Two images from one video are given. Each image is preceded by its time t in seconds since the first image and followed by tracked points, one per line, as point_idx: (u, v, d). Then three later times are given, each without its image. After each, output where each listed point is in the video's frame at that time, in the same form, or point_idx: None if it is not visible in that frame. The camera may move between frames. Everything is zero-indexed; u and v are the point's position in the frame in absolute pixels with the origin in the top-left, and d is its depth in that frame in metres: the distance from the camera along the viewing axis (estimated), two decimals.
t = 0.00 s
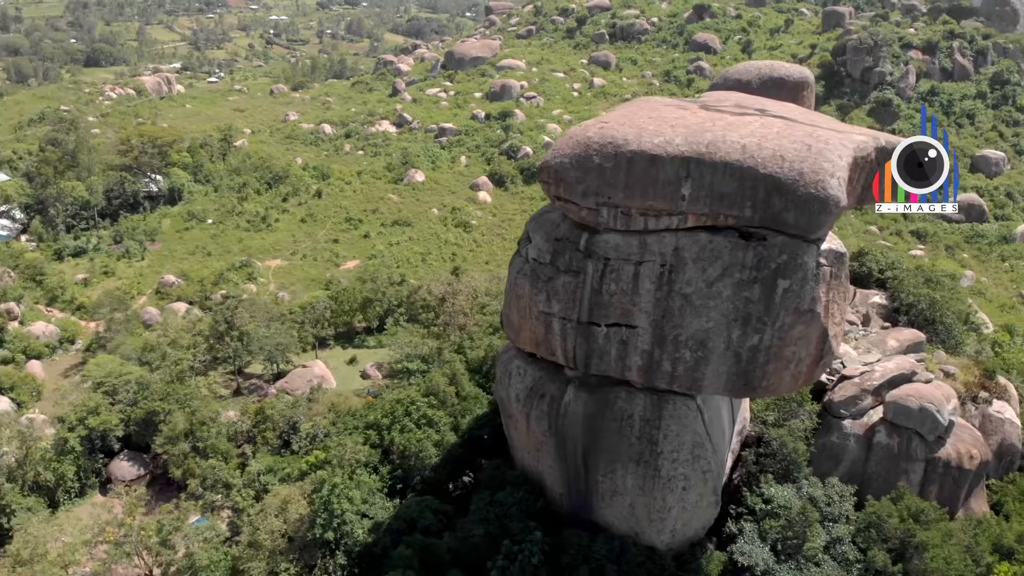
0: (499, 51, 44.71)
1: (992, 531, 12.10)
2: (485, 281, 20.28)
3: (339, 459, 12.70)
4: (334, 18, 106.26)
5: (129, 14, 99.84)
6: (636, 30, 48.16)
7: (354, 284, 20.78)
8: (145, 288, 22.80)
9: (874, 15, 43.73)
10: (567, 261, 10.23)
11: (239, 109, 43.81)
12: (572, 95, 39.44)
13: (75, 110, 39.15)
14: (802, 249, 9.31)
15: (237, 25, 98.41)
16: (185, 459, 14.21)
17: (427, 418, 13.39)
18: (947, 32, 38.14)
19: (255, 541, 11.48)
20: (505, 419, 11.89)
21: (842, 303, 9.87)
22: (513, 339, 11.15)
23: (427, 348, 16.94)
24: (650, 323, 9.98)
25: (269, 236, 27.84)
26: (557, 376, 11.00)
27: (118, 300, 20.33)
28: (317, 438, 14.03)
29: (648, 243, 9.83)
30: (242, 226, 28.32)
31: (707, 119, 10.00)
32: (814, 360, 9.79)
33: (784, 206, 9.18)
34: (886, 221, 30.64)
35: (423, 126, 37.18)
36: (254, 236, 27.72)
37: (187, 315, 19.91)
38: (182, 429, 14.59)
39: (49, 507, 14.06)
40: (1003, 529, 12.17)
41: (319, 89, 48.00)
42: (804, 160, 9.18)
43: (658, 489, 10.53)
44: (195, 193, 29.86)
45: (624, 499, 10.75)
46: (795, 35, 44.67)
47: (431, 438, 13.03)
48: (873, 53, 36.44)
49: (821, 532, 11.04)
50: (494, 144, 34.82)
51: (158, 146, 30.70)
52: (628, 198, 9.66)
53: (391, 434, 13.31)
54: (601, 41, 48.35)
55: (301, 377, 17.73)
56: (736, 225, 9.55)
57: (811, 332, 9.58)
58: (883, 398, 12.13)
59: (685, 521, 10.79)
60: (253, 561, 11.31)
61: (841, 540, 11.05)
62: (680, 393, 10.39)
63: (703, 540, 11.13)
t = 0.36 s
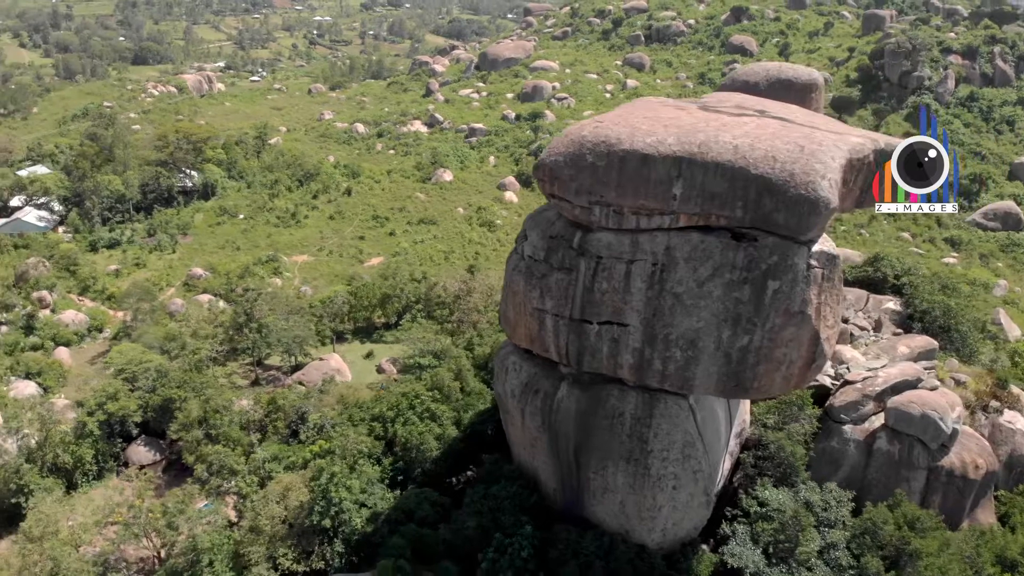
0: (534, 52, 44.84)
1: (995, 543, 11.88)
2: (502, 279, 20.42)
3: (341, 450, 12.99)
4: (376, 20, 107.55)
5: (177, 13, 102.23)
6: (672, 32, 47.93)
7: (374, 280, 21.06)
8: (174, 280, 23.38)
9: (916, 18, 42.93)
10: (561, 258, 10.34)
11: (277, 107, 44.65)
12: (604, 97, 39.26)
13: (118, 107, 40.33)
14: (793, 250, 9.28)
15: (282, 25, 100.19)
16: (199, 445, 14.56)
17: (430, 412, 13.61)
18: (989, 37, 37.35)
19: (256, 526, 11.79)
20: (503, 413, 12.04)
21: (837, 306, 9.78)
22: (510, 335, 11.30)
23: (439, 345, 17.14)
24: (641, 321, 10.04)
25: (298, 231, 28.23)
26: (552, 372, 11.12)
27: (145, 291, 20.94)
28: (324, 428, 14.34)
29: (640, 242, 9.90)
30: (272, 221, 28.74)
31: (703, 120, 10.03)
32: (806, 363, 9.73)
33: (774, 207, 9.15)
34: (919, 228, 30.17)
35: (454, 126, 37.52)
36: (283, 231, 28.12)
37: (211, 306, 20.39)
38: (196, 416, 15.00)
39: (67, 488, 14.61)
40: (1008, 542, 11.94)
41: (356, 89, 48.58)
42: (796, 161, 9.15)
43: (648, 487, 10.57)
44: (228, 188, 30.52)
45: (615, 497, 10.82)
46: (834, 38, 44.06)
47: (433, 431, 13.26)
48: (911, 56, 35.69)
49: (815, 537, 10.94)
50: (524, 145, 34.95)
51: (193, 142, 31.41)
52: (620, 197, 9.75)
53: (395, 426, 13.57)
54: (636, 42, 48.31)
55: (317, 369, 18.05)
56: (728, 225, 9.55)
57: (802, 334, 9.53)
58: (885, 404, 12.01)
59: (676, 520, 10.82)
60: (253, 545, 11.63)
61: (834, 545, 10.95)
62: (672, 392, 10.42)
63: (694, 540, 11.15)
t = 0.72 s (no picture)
0: (556, 53, 44.90)
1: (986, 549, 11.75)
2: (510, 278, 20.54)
3: (336, 442, 13.25)
4: (406, 21, 108.35)
5: (211, 14, 103.95)
6: (697, 33, 47.69)
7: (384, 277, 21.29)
8: (190, 274, 23.81)
9: (945, 20, 42.26)
10: (546, 255, 10.47)
11: (302, 107, 45.24)
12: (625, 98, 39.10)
13: (147, 105, 41.17)
14: (773, 250, 9.30)
15: (313, 26, 101.42)
16: (202, 434, 14.79)
17: (425, 407, 13.81)
18: (1018, 40, 36.72)
19: (249, 514, 12.04)
20: (493, 408, 12.21)
21: (820, 307, 9.76)
22: (499, 331, 11.47)
23: (442, 342, 17.31)
24: (624, 318, 10.12)
25: (314, 229, 28.51)
26: (539, 368, 11.27)
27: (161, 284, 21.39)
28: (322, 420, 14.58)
29: (623, 240, 10.00)
30: (290, 219, 28.96)
31: (689, 119, 10.08)
32: (787, 363, 9.73)
33: (754, 206, 9.18)
34: (939, 232, 29.55)
35: (474, 126, 37.74)
36: (300, 228, 28.44)
37: (223, 299, 20.74)
38: (200, 406, 15.32)
39: (76, 474, 14.96)
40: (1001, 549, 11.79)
41: (380, 89, 48.97)
42: (776, 161, 9.17)
43: (630, 484, 10.65)
44: (249, 185, 30.99)
45: (599, 493, 10.92)
46: (861, 41, 43.56)
47: (427, 426, 13.46)
48: (937, 60, 35.11)
49: (800, 538, 10.91)
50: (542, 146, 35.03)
51: (214, 139, 31.95)
52: (603, 195, 9.87)
53: (390, 420, 13.77)
54: (660, 44, 48.21)
55: (324, 364, 18.30)
56: (710, 224, 9.60)
57: (782, 334, 9.53)
58: (877, 407, 11.93)
59: (659, 518, 10.89)
60: (246, 533, 11.87)
61: (819, 547, 10.92)
62: (656, 390, 10.49)
63: (678, 537, 11.20)
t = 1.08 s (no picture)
0: (571, 54, 44.99)
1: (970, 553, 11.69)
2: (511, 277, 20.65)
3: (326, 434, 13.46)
4: (429, 22, 108.95)
5: (237, 14, 105.24)
6: (714, 35, 47.49)
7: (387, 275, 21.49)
8: (200, 270, 24.17)
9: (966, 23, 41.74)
10: (525, 252, 10.60)
11: (320, 106, 45.69)
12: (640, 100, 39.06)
13: (167, 104, 41.85)
14: (745, 249, 9.36)
15: (337, 27, 102.35)
16: (199, 425, 15.05)
17: (415, 402, 13.98)
18: None
19: (238, 503, 12.28)
20: (477, 404, 12.35)
21: (795, 306, 9.79)
22: (482, 327, 11.62)
23: (440, 339, 17.47)
24: (601, 315, 10.22)
25: (325, 226, 28.83)
26: (520, 364, 11.40)
27: (169, 279, 21.78)
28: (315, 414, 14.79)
29: (600, 238, 10.11)
30: (302, 216, 29.34)
31: (668, 119, 10.16)
32: (762, 361, 9.77)
33: (727, 206, 9.25)
34: (953, 237, 29.10)
35: (487, 126, 37.91)
36: (310, 226, 28.73)
37: (229, 294, 21.06)
38: (198, 398, 15.59)
39: (77, 463, 15.29)
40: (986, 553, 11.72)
41: (397, 90, 49.31)
42: (750, 160, 9.20)
43: (607, 480, 10.75)
44: (262, 183, 31.38)
45: (577, 488, 11.02)
46: (881, 43, 43.11)
47: (416, 420, 13.63)
48: (954, 62, 34.73)
49: (777, 537, 10.93)
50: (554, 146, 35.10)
51: (229, 138, 32.39)
52: (580, 193, 9.98)
53: (380, 414, 13.95)
54: (677, 45, 48.09)
55: (324, 358, 18.51)
56: (685, 223, 9.68)
57: (755, 332, 9.57)
58: (860, 408, 11.92)
59: (637, 514, 10.96)
60: (234, 522, 12.12)
61: (796, 547, 10.97)
62: (633, 387, 10.58)
63: (656, 534, 11.27)
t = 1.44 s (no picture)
0: (586, 55, 45.00)
1: (949, 557, 11.66)
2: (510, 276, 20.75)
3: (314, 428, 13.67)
4: (450, 23, 109.28)
5: (261, 15, 106.42)
6: (730, 36, 47.18)
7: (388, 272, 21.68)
8: (208, 265, 24.50)
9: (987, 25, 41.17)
10: (502, 249, 10.73)
11: (335, 106, 46.07)
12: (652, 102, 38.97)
13: (185, 103, 42.46)
14: (715, 248, 9.43)
15: (359, 28, 103.10)
16: (194, 417, 15.31)
17: (402, 397, 14.17)
18: None
19: (224, 493, 12.51)
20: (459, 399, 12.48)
21: (767, 305, 9.84)
22: (463, 323, 11.75)
23: (435, 337, 17.63)
24: (575, 312, 10.31)
25: (334, 224, 29.09)
26: (499, 360, 11.53)
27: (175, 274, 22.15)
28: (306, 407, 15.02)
29: (575, 236, 10.21)
30: (312, 215, 29.63)
31: (643, 118, 10.24)
32: (733, 359, 9.83)
33: (697, 205, 9.33)
34: (965, 241, 28.63)
35: (498, 127, 38.01)
36: (319, 224, 29.01)
37: (233, 289, 21.37)
38: (194, 390, 15.85)
39: (76, 453, 15.63)
40: (966, 557, 11.68)
41: (412, 90, 49.59)
42: (719, 160, 9.26)
43: (581, 475, 10.85)
44: (274, 182, 31.74)
45: (552, 483, 11.12)
46: (899, 45, 42.62)
47: (403, 415, 13.81)
48: (970, 65, 34.36)
49: (752, 536, 10.96)
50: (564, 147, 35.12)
51: (241, 136, 32.81)
52: (555, 191, 10.11)
53: (368, 409, 14.15)
54: (693, 46, 47.89)
55: (322, 354, 18.72)
56: (657, 221, 9.77)
57: (726, 331, 9.64)
58: (840, 409, 11.90)
59: (611, 510, 11.05)
60: (220, 511, 12.34)
61: (770, 546, 10.94)
62: (608, 383, 10.67)
63: (632, 531, 11.35)
